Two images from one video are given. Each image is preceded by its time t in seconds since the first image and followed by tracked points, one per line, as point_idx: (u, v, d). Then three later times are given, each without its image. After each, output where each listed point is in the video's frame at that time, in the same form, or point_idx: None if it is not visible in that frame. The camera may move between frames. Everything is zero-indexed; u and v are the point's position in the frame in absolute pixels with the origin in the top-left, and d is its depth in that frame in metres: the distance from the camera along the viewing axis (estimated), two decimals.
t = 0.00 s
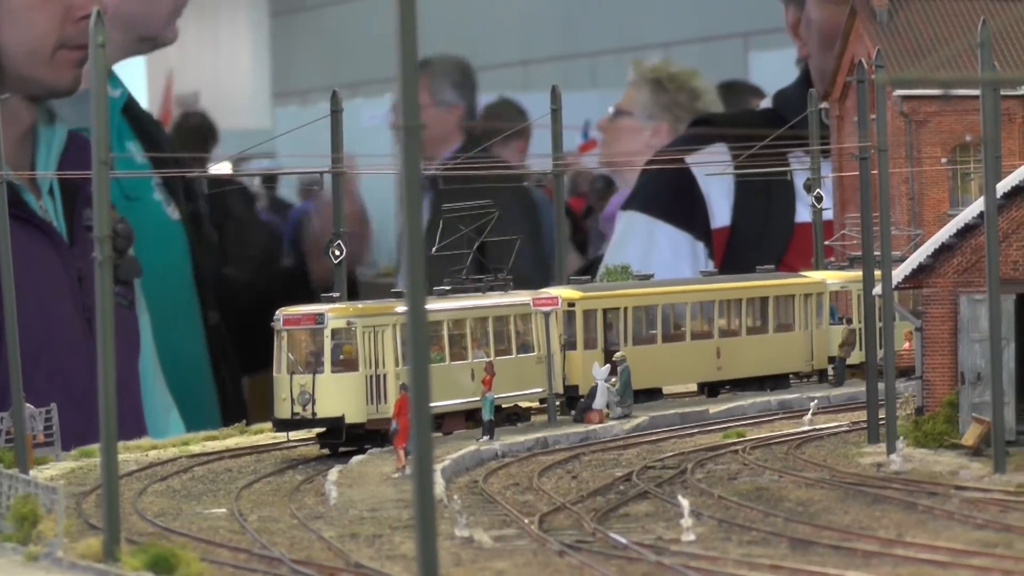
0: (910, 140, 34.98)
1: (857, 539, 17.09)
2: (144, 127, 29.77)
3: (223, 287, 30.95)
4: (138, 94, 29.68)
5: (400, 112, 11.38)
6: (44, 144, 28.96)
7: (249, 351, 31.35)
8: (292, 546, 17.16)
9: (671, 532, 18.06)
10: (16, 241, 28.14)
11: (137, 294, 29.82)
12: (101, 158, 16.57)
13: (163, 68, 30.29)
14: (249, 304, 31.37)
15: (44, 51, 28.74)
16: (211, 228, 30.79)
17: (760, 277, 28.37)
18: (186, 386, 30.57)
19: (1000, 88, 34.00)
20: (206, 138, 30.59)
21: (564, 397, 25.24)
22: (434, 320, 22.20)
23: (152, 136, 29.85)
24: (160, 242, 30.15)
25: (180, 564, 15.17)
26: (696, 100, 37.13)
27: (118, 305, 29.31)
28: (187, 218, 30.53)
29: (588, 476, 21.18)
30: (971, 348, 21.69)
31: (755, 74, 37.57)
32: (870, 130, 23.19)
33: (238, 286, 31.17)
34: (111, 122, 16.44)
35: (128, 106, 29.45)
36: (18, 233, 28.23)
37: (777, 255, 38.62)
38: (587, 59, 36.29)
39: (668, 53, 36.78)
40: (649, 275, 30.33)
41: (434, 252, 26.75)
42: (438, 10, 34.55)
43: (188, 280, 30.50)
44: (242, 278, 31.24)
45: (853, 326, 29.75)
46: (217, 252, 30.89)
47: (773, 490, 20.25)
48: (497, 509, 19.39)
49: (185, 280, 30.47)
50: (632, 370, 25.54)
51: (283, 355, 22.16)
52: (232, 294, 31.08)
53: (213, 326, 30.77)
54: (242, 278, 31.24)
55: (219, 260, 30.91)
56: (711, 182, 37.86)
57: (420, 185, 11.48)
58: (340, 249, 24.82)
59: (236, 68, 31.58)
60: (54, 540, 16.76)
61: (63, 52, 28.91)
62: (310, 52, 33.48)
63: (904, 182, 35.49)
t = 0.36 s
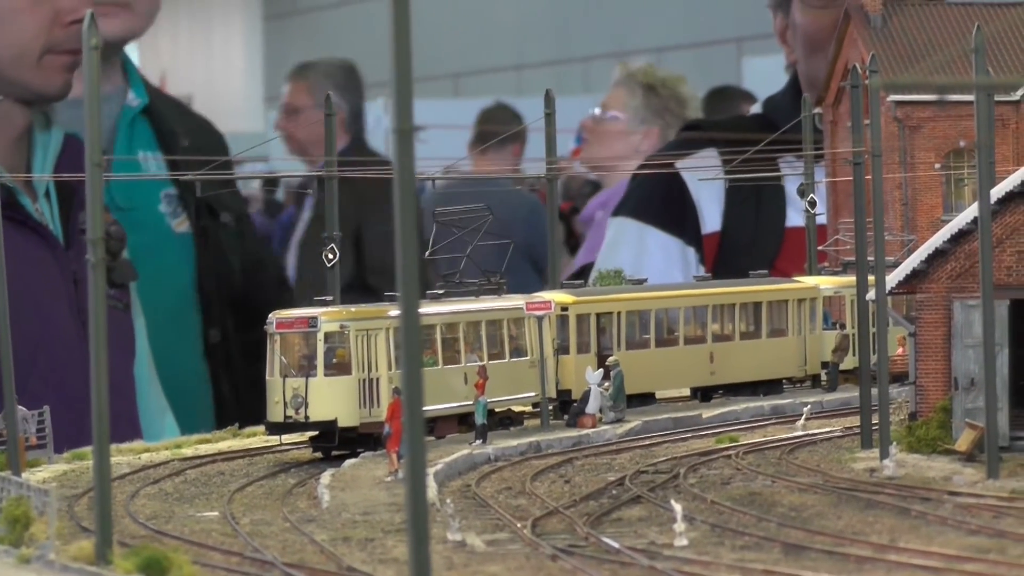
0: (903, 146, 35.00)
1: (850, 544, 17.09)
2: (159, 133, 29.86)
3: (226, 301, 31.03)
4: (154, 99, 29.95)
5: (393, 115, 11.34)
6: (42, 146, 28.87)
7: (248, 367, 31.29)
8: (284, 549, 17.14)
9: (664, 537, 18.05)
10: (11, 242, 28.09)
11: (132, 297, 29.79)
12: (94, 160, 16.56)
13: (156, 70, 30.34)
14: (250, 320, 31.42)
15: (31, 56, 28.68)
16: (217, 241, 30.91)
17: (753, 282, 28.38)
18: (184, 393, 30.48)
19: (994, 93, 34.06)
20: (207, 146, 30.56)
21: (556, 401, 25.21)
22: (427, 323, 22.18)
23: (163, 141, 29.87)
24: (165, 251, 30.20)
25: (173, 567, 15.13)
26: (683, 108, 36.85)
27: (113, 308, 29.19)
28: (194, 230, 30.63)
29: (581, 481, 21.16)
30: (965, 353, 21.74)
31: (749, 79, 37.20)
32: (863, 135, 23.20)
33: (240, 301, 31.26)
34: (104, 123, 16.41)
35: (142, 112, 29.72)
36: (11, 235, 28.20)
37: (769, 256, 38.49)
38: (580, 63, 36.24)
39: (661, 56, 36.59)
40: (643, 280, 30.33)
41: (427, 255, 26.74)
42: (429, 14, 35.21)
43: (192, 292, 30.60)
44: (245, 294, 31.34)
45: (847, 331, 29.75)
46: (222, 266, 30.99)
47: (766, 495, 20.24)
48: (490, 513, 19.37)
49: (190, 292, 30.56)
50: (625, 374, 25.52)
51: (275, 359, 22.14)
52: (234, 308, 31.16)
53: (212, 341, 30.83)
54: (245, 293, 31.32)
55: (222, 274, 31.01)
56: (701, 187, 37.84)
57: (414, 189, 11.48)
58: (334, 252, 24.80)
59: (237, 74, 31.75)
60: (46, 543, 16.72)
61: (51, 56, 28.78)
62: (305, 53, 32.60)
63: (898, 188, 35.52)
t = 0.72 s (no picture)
0: (897, 152, 34.93)
1: (842, 551, 17.05)
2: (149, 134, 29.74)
3: (211, 303, 30.73)
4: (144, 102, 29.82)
5: (383, 120, 11.32)
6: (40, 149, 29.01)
7: (249, 371, 31.24)
8: (276, 555, 17.12)
9: (656, 543, 18.03)
10: (9, 248, 28.01)
11: (132, 303, 29.73)
12: (85, 165, 16.55)
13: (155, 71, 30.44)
14: (241, 320, 31.18)
15: (29, 59, 28.44)
16: (198, 243, 30.62)
17: (746, 288, 28.34)
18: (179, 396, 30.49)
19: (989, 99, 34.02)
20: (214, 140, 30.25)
21: (549, 407, 25.17)
22: (419, 329, 22.16)
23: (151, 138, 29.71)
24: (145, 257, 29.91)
25: (163, 571, 15.11)
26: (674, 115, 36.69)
27: (112, 313, 29.33)
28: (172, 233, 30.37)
29: (573, 486, 21.13)
30: (958, 358, 21.64)
31: (744, 85, 36.87)
32: (856, 141, 23.16)
33: (228, 302, 30.99)
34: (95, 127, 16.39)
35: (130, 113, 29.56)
36: (11, 240, 28.09)
37: (764, 262, 38.13)
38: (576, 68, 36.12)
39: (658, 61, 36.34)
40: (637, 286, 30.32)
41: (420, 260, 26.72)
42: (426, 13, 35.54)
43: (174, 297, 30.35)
44: (232, 294, 31.06)
45: (840, 337, 29.73)
46: (205, 268, 30.71)
47: (758, 501, 20.22)
48: (481, 519, 19.35)
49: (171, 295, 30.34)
50: (617, 380, 25.49)
51: (268, 364, 22.12)
52: (223, 309, 30.91)
53: (199, 347, 30.58)
54: (232, 295, 31.03)
55: (206, 276, 30.72)
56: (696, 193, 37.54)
57: (403, 196, 11.42)
58: (326, 257, 24.80)
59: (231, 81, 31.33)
60: (37, 548, 16.69)
61: (48, 61, 28.67)
62: (298, 63, 33.01)
63: (892, 194, 35.53)
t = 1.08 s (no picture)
0: (892, 157, 34.97)
1: (834, 558, 17.03)
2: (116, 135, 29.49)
3: (184, 301, 30.17)
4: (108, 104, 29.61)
5: (374, 128, 11.28)
6: (37, 156, 28.97)
7: (237, 372, 30.72)
8: (268, 563, 17.11)
9: (648, 550, 18.02)
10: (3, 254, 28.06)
11: (129, 310, 29.57)
12: (77, 173, 16.55)
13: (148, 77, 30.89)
14: (216, 318, 30.49)
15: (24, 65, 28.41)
16: (165, 243, 30.18)
17: (741, 293, 28.31)
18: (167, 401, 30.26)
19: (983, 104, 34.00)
20: (186, 140, 30.03)
21: (543, 413, 25.17)
22: (411, 336, 22.17)
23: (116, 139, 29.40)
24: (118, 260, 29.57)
25: None
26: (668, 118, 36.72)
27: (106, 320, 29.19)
28: (139, 233, 30.04)
29: (566, 493, 21.12)
30: (951, 365, 21.66)
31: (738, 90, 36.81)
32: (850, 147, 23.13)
33: (201, 301, 30.31)
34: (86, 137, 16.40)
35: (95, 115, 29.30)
36: (6, 246, 28.26)
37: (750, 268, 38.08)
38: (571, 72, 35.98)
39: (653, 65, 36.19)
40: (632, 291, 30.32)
41: (414, 266, 26.71)
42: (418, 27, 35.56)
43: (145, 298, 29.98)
44: (204, 293, 30.32)
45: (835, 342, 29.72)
46: (175, 267, 30.20)
47: (751, 508, 20.22)
48: (474, 526, 19.34)
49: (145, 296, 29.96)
50: (611, 386, 25.48)
51: (260, 371, 22.10)
52: (194, 308, 30.24)
53: (172, 346, 30.22)
54: (209, 294, 30.33)
55: (177, 275, 30.20)
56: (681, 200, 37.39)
57: (395, 202, 11.43)
58: (320, 264, 24.79)
59: (234, 88, 31.26)
60: (28, 555, 16.67)
61: (43, 66, 28.58)
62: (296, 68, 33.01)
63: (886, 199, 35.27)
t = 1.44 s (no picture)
0: (887, 164, 34.89)
1: (829, 565, 17.02)
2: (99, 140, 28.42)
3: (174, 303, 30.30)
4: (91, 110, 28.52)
5: (368, 138, 11.29)
6: (32, 163, 28.93)
7: (216, 375, 30.87)
8: (262, 570, 17.11)
9: (643, 557, 18.01)
10: None
11: (123, 317, 29.67)
12: (71, 181, 16.57)
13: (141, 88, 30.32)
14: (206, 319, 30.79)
15: (15, 73, 28.37)
16: (154, 246, 30.10)
17: (736, 300, 28.29)
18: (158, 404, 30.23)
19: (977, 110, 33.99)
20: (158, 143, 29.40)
21: (538, 420, 25.15)
22: (406, 343, 22.16)
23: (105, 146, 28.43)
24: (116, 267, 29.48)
25: None
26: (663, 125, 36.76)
27: (101, 326, 29.17)
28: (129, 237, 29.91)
29: (561, 500, 21.10)
30: (946, 371, 21.61)
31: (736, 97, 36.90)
32: (845, 154, 23.09)
33: (189, 302, 30.49)
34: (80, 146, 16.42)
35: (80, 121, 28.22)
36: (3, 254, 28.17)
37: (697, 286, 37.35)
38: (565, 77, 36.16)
39: (648, 71, 36.44)
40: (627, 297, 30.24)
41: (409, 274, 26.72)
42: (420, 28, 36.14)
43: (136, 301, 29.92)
44: (192, 294, 30.54)
45: (829, 348, 29.70)
46: (165, 269, 30.26)
47: (746, 515, 20.21)
48: (469, 533, 19.33)
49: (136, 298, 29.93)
50: (606, 392, 25.48)
51: (256, 378, 22.12)
52: (183, 310, 30.41)
53: (163, 348, 30.16)
54: (196, 295, 30.60)
55: (167, 277, 30.27)
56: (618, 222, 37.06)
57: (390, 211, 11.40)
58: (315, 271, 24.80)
59: (226, 93, 31.60)
60: (23, 563, 16.65)
61: (35, 73, 28.54)
62: (292, 73, 32.89)
63: (881, 206, 35.46)
